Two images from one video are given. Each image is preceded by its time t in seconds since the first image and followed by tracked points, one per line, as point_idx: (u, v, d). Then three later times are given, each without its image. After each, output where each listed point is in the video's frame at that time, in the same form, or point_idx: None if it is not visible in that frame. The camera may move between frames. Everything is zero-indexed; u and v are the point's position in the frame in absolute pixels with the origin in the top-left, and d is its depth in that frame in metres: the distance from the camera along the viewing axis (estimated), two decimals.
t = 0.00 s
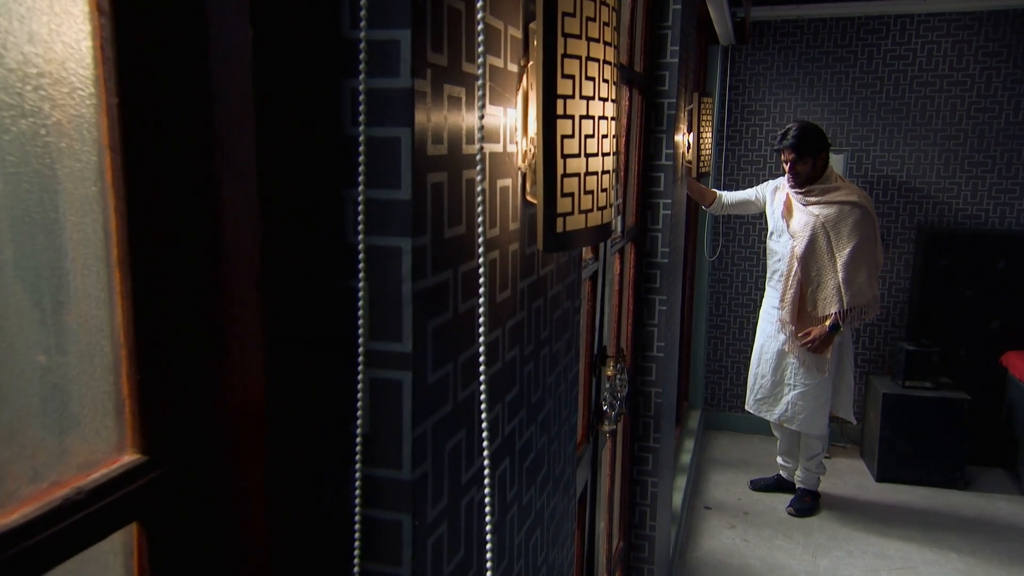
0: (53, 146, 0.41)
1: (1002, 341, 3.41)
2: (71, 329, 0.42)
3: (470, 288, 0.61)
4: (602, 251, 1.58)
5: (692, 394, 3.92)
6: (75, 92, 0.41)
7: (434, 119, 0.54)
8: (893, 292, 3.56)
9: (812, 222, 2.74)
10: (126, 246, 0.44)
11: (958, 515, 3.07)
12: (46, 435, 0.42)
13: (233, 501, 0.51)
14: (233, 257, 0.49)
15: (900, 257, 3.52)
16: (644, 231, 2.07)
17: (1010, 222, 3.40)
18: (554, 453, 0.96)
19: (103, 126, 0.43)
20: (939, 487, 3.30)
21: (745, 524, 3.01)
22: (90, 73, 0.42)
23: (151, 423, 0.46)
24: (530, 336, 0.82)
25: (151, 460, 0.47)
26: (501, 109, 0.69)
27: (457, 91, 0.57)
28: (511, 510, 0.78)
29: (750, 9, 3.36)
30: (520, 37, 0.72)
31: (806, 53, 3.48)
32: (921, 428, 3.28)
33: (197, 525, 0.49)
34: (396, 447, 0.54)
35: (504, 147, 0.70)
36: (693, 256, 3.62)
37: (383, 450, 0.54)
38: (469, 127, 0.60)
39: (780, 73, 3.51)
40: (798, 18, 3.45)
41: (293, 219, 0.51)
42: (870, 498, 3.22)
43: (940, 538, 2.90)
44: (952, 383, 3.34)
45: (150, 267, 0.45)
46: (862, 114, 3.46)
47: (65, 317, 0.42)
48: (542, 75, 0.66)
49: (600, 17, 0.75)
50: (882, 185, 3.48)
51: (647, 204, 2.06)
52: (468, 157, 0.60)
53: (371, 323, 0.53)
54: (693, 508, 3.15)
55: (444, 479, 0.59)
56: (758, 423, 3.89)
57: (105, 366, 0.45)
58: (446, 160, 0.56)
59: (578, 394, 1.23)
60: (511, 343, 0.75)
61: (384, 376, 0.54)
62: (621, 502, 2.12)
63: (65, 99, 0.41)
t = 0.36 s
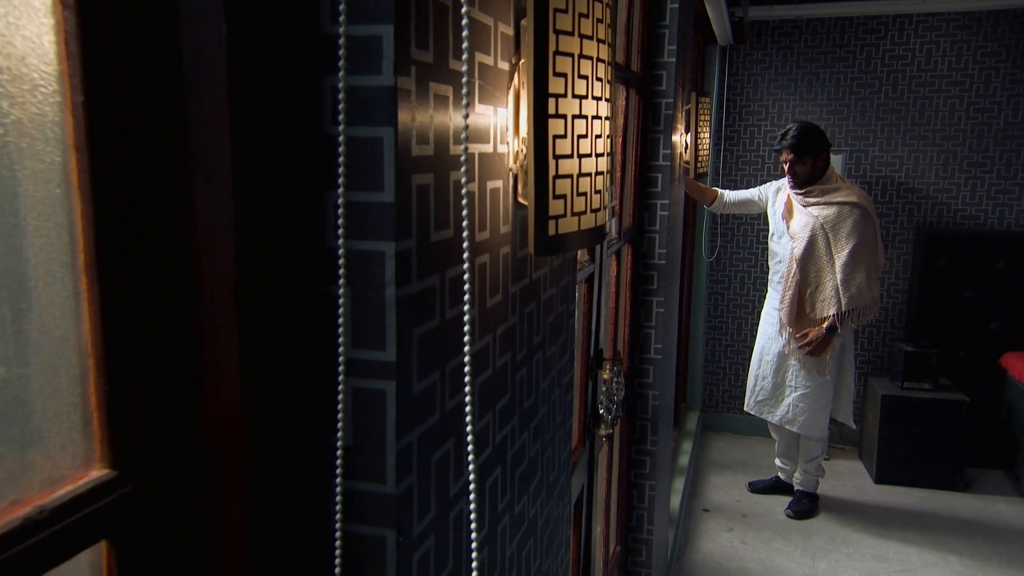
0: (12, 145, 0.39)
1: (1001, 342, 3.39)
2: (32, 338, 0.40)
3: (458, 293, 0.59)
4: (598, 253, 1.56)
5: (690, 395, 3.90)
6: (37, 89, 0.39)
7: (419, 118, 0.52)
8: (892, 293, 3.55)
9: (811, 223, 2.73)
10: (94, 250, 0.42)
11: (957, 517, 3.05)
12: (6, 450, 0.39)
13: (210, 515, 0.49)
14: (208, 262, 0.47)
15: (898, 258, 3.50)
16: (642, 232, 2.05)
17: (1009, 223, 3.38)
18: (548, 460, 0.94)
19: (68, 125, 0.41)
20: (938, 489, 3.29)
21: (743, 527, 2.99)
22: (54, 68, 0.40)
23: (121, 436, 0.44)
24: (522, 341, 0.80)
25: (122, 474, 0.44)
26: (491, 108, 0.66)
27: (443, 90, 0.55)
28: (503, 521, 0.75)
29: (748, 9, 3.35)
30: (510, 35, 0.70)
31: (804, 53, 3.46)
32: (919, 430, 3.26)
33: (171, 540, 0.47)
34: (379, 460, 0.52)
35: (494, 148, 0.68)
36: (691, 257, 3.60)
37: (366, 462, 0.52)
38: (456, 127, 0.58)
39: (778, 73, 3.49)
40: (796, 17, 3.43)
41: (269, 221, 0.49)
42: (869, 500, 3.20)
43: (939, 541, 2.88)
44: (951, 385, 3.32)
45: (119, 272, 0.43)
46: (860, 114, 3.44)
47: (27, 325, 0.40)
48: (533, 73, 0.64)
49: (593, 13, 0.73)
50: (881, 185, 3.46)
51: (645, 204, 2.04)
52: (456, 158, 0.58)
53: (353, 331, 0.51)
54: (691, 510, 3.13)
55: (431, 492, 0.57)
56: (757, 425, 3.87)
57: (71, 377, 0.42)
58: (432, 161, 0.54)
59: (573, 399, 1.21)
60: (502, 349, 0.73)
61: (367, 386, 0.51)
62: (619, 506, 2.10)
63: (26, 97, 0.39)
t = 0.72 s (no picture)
0: None
1: (1000, 344, 3.37)
2: None
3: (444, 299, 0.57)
4: (594, 255, 1.53)
5: (688, 397, 3.87)
6: None
7: (401, 118, 0.49)
8: (890, 295, 3.53)
9: (813, 224, 2.71)
10: (54, 256, 0.39)
11: (956, 520, 3.03)
12: None
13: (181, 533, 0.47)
14: (178, 269, 0.44)
15: (897, 259, 3.48)
16: (638, 234, 2.03)
17: (1007, 223, 3.37)
18: (540, 470, 0.92)
19: (25, 124, 0.38)
20: (937, 491, 3.27)
21: (741, 530, 2.97)
22: (10, 63, 0.37)
23: (84, 452, 0.42)
24: (513, 348, 0.78)
25: (85, 494, 0.42)
26: (480, 108, 0.64)
27: (427, 88, 0.53)
28: (493, 534, 0.73)
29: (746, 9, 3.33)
30: (500, 31, 0.67)
31: (802, 53, 3.45)
32: (918, 432, 3.25)
33: (138, 561, 0.45)
34: (360, 476, 0.49)
35: (483, 148, 0.65)
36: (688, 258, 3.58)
37: (346, 478, 0.50)
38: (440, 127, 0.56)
39: (776, 74, 3.47)
40: (794, 17, 3.41)
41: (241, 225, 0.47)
42: (867, 503, 3.18)
43: (937, 543, 2.86)
44: (950, 387, 3.31)
45: (80, 280, 0.41)
46: (858, 114, 3.42)
47: None
48: (522, 71, 0.61)
49: (585, 9, 0.71)
50: (879, 186, 3.45)
51: (641, 206, 2.02)
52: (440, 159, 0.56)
53: (332, 339, 0.49)
54: (689, 513, 3.11)
55: (414, 509, 0.54)
56: (755, 427, 3.85)
57: (29, 390, 0.40)
58: (416, 164, 0.52)
59: (567, 404, 1.19)
60: (491, 357, 0.71)
61: (346, 399, 0.49)
62: (615, 510, 2.08)
63: None
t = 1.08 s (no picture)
0: None
1: (998, 345, 3.35)
2: None
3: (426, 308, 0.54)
4: (589, 257, 1.51)
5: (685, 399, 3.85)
6: None
7: (379, 116, 0.47)
8: (888, 296, 3.51)
9: (812, 224, 2.70)
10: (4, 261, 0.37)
11: (955, 523, 3.01)
12: None
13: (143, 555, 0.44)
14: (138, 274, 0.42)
15: (894, 260, 3.46)
16: (634, 235, 2.01)
17: (1005, 224, 3.35)
18: (531, 479, 0.89)
19: None
20: (936, 493, 3.25)
21: (739, 533, 2.95)
22: None
23: (39, 470, 0.39)
24: (502, 355, 0.75)
25: (39, 516, 0.39)
26: (466, 106, 0.62)
27: (408, 85, 0.50)
28: (481, 547, 0.71)
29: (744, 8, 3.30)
30: (487, 27, 0.65)
31: (799, 53, 3.42)
32: (916, 434, 3.23)
33: None
34: (336, 494, 0.47)
35: (469, 149, 0.63)
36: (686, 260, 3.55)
37: (321, 496, 0.47)
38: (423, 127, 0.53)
39: (773, 74, 3.45)
40: (791, 17, 3.39)
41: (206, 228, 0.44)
42: (865, 505, 3.16)
43: (936, 546, 2.84)
44: (948, 389, 3.29)
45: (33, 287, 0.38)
46: (856, 115, 3.40)
47: None
48: (509, 68, 0.59)
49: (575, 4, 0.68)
50: (877, 186, 3.43)
51: (637, 207, 1.99)
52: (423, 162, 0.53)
53: (306, 352, 0.46)
54: (686, 516, 3.09)
55: (395, 527, 0.52)
56: (753, 429, 3.83)
57: None
58: (396, 165, 0.49)
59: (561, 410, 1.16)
60: (478, 365, 0.68)
61: (321, 413, 0.46)
62: (611, 515, 2.06)
63: None
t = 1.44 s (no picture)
0: None
1: (997, 346, 3.33)
2: None
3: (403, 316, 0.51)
4: (584, 259, 1.48)
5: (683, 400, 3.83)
6: None
7: (353, 114, 0.44)
8: (886, 296, 3.48)
9: (807, 223, 2.69)
10: None
11: (954, 525, 2.99)
12: None
13: None
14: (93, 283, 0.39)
15: (893, 260, 3.44)
16: (631, 236, 1.98)
17: (1005, 224, 3.33)
18: (522, 490, 0.86)
19: None
20: (935, 495, 3.23)
21: (737, 536, 2.92)
22: None
23: None
24: (490, 363, 0.72)
25: None
26: (450, 103, 0.59)
27: (387, 82, 0.48)
28: (468, 564, 0.68)
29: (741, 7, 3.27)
30: (473, 23, 0.62)
31: (797, 52, 3.40)
32: (915, 435, 3.21)
33: None
34: (306, 516, 0.44)
35: (453, 149, 0.60)
36: (683, 260, 3.53)
37: (291, 519, 0.44)
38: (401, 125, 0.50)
39: (771, 73, 3.43)
40: (789, 16, 3.37)
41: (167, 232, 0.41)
42: (864, 507, 3.14)
43: (935, 549, 2.82)
44: (947, 390, 3.26)
45: None
46: (855, 114, 3.38)
47: None
48: (494, 64, 0.56)
49: None
50: (876, 186, 3.40)
51: (634, 207, 1.97)
52: (402, 162, 0.51)
53: (274, 363, 0.43)
54: (684, 518, 3.06)
55: (373, 550, 0.49)
56: (751, 430, 3.80)
57: None
58: (372, 167, 0.46)
59: (553, 416, 1.13)
60: (464, 374, 0.65)
61: (291, 430, 0.44)
62: (607, 519, 2.03)
63: None
